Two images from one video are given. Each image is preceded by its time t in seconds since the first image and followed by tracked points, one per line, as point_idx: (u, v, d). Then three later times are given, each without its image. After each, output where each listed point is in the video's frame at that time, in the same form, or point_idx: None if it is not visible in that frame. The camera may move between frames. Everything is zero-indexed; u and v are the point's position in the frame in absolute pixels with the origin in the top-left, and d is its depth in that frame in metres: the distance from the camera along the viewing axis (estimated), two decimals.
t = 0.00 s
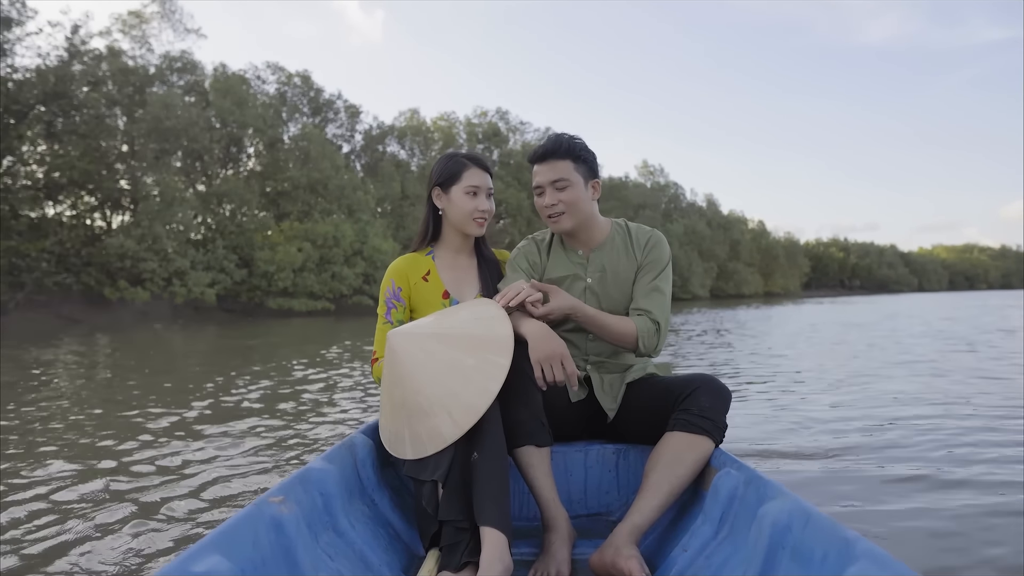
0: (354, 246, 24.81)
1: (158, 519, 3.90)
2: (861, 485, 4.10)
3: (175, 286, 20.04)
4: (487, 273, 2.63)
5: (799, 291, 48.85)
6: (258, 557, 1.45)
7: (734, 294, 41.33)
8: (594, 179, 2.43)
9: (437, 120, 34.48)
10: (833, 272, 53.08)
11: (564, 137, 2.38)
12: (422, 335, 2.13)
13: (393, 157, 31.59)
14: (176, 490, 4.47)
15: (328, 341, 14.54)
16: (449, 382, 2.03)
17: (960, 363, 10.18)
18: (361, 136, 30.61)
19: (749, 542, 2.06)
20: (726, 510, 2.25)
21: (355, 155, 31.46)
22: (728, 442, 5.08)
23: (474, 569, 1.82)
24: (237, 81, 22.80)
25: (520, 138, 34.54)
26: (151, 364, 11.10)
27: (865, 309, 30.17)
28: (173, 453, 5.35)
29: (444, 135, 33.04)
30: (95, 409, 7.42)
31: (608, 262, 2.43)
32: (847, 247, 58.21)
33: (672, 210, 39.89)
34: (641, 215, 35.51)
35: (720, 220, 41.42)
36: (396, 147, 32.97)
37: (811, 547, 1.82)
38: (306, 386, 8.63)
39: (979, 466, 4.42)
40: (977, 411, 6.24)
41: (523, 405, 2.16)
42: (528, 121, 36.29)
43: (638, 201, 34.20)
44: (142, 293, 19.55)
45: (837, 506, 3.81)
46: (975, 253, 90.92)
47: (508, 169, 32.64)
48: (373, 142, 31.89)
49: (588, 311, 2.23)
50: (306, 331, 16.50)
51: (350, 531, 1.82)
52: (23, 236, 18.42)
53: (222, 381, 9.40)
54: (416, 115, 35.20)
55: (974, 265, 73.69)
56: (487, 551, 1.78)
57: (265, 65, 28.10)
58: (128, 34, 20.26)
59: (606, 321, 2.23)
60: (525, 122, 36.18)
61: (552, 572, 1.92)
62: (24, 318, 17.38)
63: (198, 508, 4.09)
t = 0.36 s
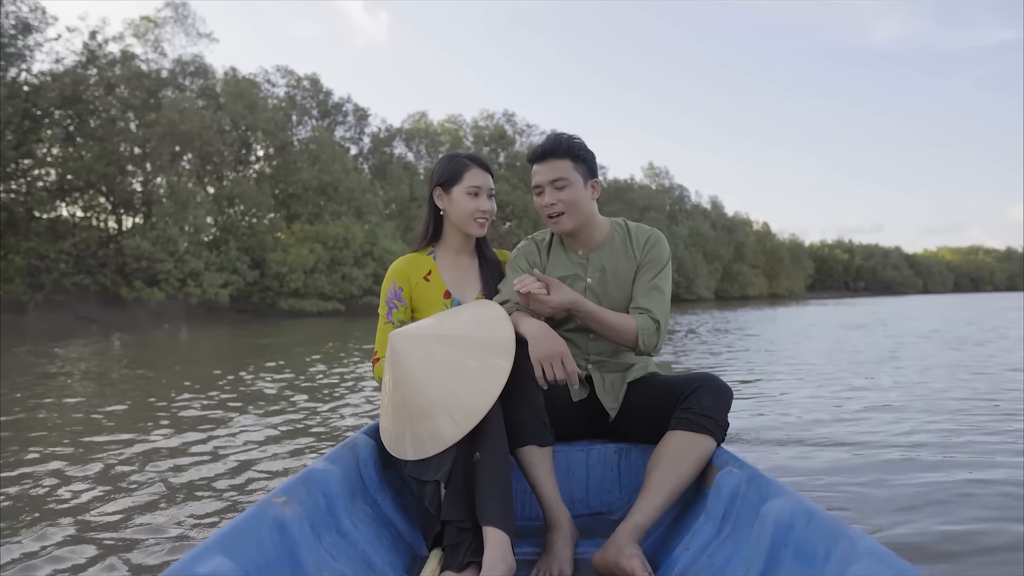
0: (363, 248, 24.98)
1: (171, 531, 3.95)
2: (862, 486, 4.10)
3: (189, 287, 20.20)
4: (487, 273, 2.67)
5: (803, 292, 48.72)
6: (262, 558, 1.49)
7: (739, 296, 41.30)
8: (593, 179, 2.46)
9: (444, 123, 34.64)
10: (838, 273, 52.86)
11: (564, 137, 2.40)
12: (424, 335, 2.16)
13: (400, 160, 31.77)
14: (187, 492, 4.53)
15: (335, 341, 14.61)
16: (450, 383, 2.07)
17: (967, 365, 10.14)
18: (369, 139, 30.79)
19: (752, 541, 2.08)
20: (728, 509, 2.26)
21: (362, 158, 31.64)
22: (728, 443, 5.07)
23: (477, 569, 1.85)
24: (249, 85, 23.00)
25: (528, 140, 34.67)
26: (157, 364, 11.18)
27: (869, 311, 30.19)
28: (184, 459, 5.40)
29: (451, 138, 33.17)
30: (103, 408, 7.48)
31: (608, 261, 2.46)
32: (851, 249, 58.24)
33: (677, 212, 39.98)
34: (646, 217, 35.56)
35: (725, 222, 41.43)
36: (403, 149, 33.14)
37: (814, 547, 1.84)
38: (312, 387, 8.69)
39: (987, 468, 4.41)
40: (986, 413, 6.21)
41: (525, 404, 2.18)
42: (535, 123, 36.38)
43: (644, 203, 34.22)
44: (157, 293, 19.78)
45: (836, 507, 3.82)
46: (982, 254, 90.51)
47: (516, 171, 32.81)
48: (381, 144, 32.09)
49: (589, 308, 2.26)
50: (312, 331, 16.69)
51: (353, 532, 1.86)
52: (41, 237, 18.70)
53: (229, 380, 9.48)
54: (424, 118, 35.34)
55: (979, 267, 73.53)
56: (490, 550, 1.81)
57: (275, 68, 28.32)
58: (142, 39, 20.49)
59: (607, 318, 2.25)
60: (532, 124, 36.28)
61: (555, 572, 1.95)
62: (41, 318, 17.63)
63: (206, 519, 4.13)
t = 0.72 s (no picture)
0: (372, 249, 25.16)
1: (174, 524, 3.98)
2: (861, 485, 4.11)
3: (202, 287, 20.39)
4: (490, 272, 2.71)
5: (806, 292, 48.75)
6: (264, 557, 1.52)
7: (743, 296, 41.34)
8: (595, 180, 2.48)
9: (450, 124, 34.82)
10: (842, 273, 52.84)
11: (566, 139, 2.42)
12: (426, 334, 2.19)
13: (406, 161, 31.97)
14: (196, 489, 4.59)
15: (341, 341, 14.72)
16: (452, 381, 2.10)
17: (973, 364, 10.13)
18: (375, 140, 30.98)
19: (753, 542, 2.09)
20: (730, 509, 2.27)
21: (369, 158, 31.83)
22: (730, 442, 5.08)
23: (478, 569, 1.87)
24: (259, 87, 23.22)
25: (533, 141, 34.81)
26: (164, 363, 11.27)
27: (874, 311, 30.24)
28: (197, 453, 5.47)
29: (458, 139, 33.33)
30: (111, 407, 7.52)
31: (609, 263, 2.48)
32: (856, 248, 58.19)
33: (682, 212, 40.05)
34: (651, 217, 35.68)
35: (729, 223, 41.48)
36: (409, 150, 33.33)
37: (815, 549, 1.85)
38: (317, 386, 8.75)
39: (994, 469, 4.40)
40: (993, 413, 6.20)
41: (526, 404, 2.21)
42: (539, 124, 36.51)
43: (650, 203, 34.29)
44: (170, 294, 20.01)
45: (834, 507, 3.83)
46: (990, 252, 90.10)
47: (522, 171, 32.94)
48: (387, 145, 32.25)
49: (589, 305, 2.27)
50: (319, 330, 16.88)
51: (354, 531, 1.89)
52: (57, 239, 18.92)
53: (236, 379, 9.56)
54: (429, 120, 35.54)
55: (985, 266, 73.32)
56: (491, 549, 1.83)
57: (283, 71, 28.54)
58: (153, 43, 20.70)
59: (609, 316, 2.27)
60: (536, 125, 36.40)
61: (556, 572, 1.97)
62: (57, 319, 17.86)
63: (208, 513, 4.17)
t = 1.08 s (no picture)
0: (381, 250, 25.34)
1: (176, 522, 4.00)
2: (864, 485, 4.11)
3: (216, 288, 20.58)
4: (491, 271, 2.74)
5: (809, 292, 48.74)
6: (264, 553, 1.55)
7: (747, 295, 41.38)
8: (597, 181, 2.50)
9: (456, 126, 34.99)
10: (847, 272, 52.82)
11: (568, 140, 2.45)
12: (427, 334, 2.22)
13: (412, 162, 32.18)
14: (208, 487, 4.65)
15: (347, 340, 14.81)
16: (452, 381, 2.13)
17: (979, 364, 10.10)
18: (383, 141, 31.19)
19: (752, 543, 2.10)
20: (729, 512, 2.29)
21: (376, 160, 32.04)
22: (732, 443, 5.08)
23: (476, 569, 1.90)
24: (269, 90, 23.46)
25: (539, 142, 34.95)
26: (171, 362, 11.37)
27: (878, 310, 30.30)
28: (205, 452, 5.53)
29: (464, 140, 33.48)
30: (116, 408, 7.51)
31: (609, 264, 2.50)
32: (860, 248, 58.17)
33: (687, 212, 40.11)
34: (655, 217, 35.78)
35: (733, 223, 41.53)
36: (416, 152, 33.51)
37: (814, 551, 1.86)
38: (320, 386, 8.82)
39: (999, 469, 4.39)
40: (1001, 413, 6.17)
41: (527, 404, 2.23)
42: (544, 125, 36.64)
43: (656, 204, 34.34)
44: (184, 294, 20.24)
45: (832, 506, 3.85)
46: (997, 251, 89.69)
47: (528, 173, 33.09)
48: (394, 147, 32.44)
49: (589, 301, 2.29)
50: (326, 330, 17.13)
51: (353, 529, 1.93)
52: (74, 241, 19.10)
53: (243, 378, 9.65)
54: (435, 122, 35.71)
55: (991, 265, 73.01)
56: (490, 549, 1.86)
57: (291, 73, 28.75)
58: (165, 46, 20.91)
59: (609, 316, 2.30)
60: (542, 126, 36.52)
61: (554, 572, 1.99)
62: (74, 319, 18.08)
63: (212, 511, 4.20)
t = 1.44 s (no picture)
0: (390, 250, 25.53)
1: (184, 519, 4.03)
2: (869, 483, 4.11)
3: (229, 288, 20.81)
4: (489, 271, 2.79)
5: (814, 291, 48.73)
6: (260, 552, 1.59)
7: (752, 295, 41.39)
8: (594, 181, 2.53)
9: (462, 127, 35.21)
10: (851, 272, 52.79)
11: (567, 139, 2.47)
12: (424, 333, 2.26)
13: (419, 163, 32.42)
14: (218, 483, 4.73)
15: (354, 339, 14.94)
16: (448, 379, 2.17)
17: (987, 363, 10.06)
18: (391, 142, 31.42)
19: (749, 542, 2.12)
20: (725, 511, 2.31)
21: (383, 160, 32.27)
22: (735, 442, 5.09)
23: (472, 567, 1.93)
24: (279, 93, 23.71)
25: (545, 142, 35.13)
26: (181, 360, 11.51)
27: (883, 309, 30.35)
28: (217, 449, 5.61)
29: (471, 141, 33.72)
30: (123, 407, 7.51)
31: (607, 263, 2.54)
32: (865, 248, 58.22)
33: (692, 211, 40.18)
34: (661, 217, 35.88)
35: (738, 223, 41.61)
36: (423, 152, 33.72)
37: (810, 549, 1.87)
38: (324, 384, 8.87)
39: (1005, 468, 4.37)
40: (1008, 411, 6.15)
41: (525, 404, 2.27)
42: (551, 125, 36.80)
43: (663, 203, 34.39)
44: (198, 294, 20.45)
45: (830, 505, 3.86)
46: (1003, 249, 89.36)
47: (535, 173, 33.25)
48: (401, 147, 32.62)
49: (588, 296, 2.34)
50: (334, 329, 17.37)
51: (349, 527, 1.98)
52: (90, 241, 19.26)
53: (251, 376, 9.76)
54: (442, 123, 35.95)
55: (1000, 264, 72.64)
56: (487, 548, 1.89)
57: (300, 75, 29.02)
58: (177, 48, 21.13)
59: (605, 312, 2.34)
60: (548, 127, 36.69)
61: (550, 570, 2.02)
62: (90, 319, 18.27)
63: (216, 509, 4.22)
